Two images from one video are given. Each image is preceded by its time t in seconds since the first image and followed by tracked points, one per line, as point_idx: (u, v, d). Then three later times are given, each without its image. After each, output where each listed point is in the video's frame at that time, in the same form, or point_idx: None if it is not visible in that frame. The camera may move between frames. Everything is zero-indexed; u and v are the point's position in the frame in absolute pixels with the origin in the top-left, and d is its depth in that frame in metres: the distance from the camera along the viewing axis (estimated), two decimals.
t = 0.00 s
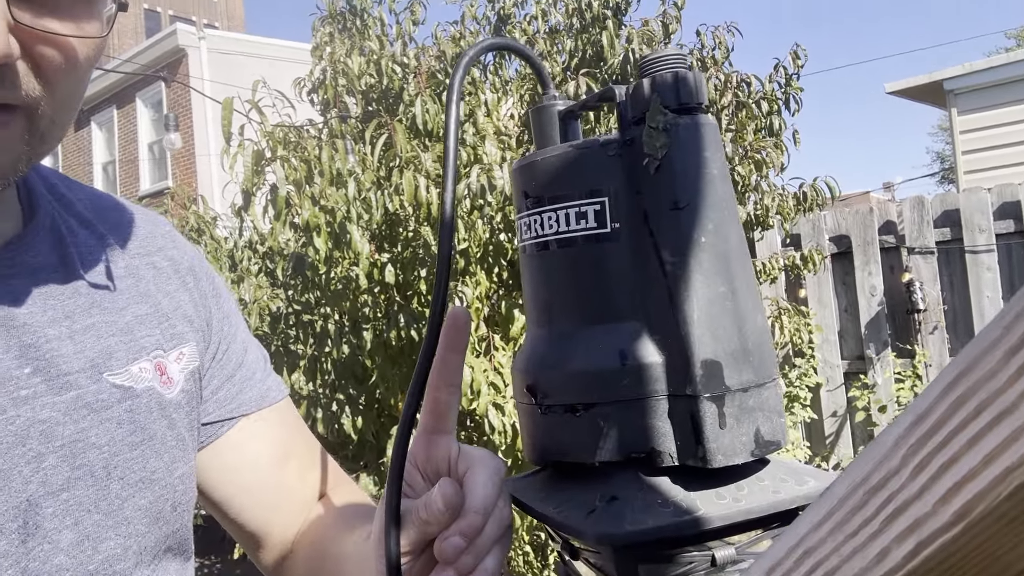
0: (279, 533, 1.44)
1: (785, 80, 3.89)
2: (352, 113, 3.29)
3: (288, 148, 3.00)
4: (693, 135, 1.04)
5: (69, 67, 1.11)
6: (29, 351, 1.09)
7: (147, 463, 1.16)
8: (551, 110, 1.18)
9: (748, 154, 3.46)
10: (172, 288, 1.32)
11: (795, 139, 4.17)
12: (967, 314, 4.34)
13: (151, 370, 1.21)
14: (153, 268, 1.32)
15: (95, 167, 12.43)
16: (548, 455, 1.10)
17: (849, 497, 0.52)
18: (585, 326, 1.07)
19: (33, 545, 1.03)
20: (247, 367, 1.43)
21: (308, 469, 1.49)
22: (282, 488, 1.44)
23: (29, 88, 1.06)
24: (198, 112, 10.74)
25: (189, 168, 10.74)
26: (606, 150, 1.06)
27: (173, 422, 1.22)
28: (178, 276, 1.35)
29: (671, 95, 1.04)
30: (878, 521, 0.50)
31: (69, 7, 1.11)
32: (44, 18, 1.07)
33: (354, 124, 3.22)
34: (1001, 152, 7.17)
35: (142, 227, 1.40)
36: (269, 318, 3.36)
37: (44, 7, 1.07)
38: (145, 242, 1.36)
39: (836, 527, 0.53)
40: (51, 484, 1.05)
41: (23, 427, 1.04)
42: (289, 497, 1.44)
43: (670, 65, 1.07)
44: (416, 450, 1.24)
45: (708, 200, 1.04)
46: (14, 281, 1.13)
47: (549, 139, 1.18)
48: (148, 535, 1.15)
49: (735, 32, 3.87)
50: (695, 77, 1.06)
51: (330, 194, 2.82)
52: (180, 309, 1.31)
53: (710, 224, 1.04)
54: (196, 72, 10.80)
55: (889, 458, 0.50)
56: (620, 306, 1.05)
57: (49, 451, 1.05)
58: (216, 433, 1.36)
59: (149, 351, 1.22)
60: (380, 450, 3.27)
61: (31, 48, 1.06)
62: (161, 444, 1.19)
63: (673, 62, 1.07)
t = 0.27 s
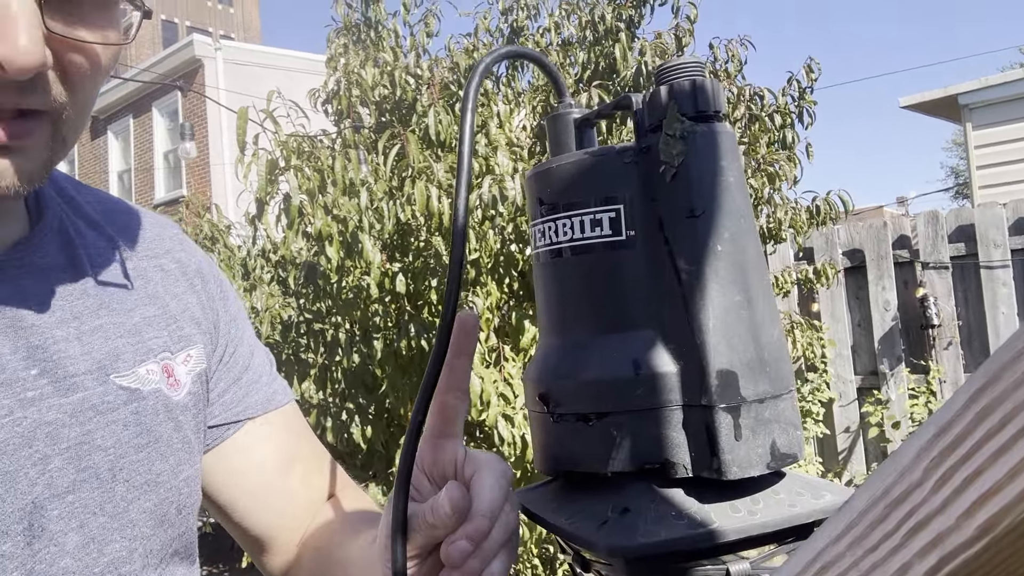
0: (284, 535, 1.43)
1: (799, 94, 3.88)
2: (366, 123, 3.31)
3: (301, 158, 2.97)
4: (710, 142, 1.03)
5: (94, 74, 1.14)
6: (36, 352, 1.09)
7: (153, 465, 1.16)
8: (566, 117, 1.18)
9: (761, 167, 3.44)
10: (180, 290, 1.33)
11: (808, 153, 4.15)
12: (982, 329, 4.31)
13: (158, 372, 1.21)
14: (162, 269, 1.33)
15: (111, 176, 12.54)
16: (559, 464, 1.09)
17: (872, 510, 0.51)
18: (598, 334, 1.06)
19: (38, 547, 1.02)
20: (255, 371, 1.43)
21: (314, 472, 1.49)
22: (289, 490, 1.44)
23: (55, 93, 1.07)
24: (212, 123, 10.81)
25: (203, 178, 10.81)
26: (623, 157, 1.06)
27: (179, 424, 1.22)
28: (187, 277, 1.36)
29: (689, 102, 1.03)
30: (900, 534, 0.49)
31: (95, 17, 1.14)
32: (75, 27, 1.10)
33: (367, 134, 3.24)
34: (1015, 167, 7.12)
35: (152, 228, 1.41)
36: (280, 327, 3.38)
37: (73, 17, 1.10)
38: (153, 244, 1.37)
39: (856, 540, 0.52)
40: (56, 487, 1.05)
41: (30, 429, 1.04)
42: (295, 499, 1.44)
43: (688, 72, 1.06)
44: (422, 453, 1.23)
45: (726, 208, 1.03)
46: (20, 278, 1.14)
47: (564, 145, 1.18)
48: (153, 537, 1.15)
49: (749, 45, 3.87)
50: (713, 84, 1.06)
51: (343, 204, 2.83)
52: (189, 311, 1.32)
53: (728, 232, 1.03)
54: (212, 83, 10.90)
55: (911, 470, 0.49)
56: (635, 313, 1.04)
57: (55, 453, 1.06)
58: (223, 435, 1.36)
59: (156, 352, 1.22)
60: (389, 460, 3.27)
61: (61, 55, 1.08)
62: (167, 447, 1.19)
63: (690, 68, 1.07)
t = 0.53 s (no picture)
0: (287, 504, 1.44)
1: (798, 108, 3.89)
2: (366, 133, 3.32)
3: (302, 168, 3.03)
4: (706, 156, 1.03)
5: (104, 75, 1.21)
6: (16, 350, 1.06)
7: (137, 462, 1.16)
8: (560, 130, 1.18)
9: (760, 180, 3.46)
10: (163, 284, 1.31)
11: (807, 167, 4.16)
12: (981, 345, 4.30)
13: (143, 368, 1.19)
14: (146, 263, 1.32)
15: (111, 184, 12.55)
16: (552, 480, 1.08)
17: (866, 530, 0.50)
18: (592, 347, 1.06)
19: (26, 549, 1.02)
20: (244, 359, 1.43)
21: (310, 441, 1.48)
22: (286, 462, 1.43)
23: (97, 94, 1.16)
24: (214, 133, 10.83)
25: (204, 187, 10.81)
26: (618, 170, 1.06)
27: (164, 421, 1.21)
28: (169, 271, 1.35)
29: (684, 116, 1.04)
30: (897, 554, 0.48)
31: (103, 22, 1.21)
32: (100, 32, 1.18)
33: (367, 145, 3.24)
34: (1015, 183, 7.14)
35: (135, 223, 1.39)
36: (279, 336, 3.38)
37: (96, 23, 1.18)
38: (135, 237, 1.36)
39: (853, 560, 0.51)
40: (43, 487, 1.04)
41: (12, 428, 1.02)
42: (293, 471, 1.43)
43: (683, 86, 1.07)
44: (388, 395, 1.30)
45: (722, 222, 1.04)
46: (5, 272, 1.12)
47: (559, 158, 1.18)
48: (145, 535, 1.15)
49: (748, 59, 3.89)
50: (707, 99, 1.06)
51: (342, 214, 2.83)
52: (175, 307, 1.30)
53: (723, 246, 1.03)
54: (213, 93, 10.94)
55: (907, 489, 0.48)
56: (630, 326, 1.04)
57: (39, 452, 1.04)
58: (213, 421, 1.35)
59: (139, 348, 1.20)
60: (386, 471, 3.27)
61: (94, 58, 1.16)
62: (152, 442, 1.18)
63: (683, 83, 1.08)
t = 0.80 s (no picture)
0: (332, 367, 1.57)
1: (775, 124, 3.95)
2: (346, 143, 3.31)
3: (281, 176, 3.04)
4: (676, 180, 1.05)
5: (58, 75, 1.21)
6: None
7: (98, 463, 1.13)
8: (540, 150, 1.19)
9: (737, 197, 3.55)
10: (118, 271, 1.29)
11: (784, 182, 4.22)
12: (953, 358, 4.37)
13: (101, 368, 1.17)
14: (104, 252, 1.29)
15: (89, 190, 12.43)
16: (524, 493, 1.09)
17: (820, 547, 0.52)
18: (565, 363, 1.07)
19: None
20: (230, 280, 1.52)
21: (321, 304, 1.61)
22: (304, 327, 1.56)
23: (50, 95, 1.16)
24: (193, 140, 10.75)
25: (182, 195, 10.72)
26: (593, 191, 1.07)
27: (124, 420, 1.19)
28: (124, 254, 1.32)
29: (656, 139, 1.06)
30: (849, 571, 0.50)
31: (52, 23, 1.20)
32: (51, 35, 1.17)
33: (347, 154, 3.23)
34: (988, 201, 7.27)
35: (89, 210, 1.35)
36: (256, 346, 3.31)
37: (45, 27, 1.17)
38: (84, 220, 1.32)
39: (820, 564, 0.52)
40: (16, 491, 1.04)
41: None
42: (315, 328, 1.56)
43: (654, 111, 1.09)
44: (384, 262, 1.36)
45: (690, 244, 1.04)
46: None
47: (537, 179, 1.19)
48: (117, 535, 1.14)
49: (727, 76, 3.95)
50: (680, 124, 1.08)
51: (322, 223, 2.82)
52: (150, 294, 1.32)
53: (691, 267, 1.03)
54: (195, 101, 10.92)
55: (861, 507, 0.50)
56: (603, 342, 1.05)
57: (11, 457, 1.04)
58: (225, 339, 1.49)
59: (98, 348, 1.18)
60: (364, 483, 3.31)
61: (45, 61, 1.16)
62: (115, 441, 1.16)
63: (656, 109, 1.10)
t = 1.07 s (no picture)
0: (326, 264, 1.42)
1: (751, 137, 3.97)
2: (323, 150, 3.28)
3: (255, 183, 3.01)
4: (636, 245, 0.99)
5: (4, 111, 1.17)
6: None
7: (55, 487, 0.99)
8: (503, 202, 1.13)
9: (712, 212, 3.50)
10: (62, 282, 1.10)
11: (760, 193, 4.26)
12: (924, 370, 4.42)
13: (55, 390, 1.01)
14: (54, 262, 1.11)
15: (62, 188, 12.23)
16: (484, 557, 1.04)
17: None
18: (524, 425, 1.01)
19: None
20: (176, 238, 1.31)
21: (305, 203, 1.45)
22: (303, 224, 1.41)
23: None
24: (169, 139, 10.64)
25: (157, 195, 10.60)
26: (553, 250, 1.01)
27: (94, 437, 1.05)
28: (67, 259, 1.13)
29: (615, 204, 1.01)
30: None
31: None
32: None
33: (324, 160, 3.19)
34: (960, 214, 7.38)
35: (28, 214, 1.17)
36: (228, 354, 3.24)
37: None
38: (20, 226, 1.13)
39: None
40: None
41: None
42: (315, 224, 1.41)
43: (616, 176, 1.04)
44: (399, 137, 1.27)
45: (650, 308, 0.99)
46: None
47: (501, 232, 1.13)
48: (85, 558, 1.00)
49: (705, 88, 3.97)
50: (639, 188, 1.03)
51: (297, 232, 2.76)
52: (106, 305, 1.14)
53: (651, 332, 0.98)
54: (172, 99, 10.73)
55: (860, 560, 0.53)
56: (561, 404, 0.99)
57: None
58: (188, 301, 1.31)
59: (48, 369, 1.02)
60: (337, 491, 3.30)
61: None
62: (75, 462, 1.02)
63: (617, 172, 1.04)
